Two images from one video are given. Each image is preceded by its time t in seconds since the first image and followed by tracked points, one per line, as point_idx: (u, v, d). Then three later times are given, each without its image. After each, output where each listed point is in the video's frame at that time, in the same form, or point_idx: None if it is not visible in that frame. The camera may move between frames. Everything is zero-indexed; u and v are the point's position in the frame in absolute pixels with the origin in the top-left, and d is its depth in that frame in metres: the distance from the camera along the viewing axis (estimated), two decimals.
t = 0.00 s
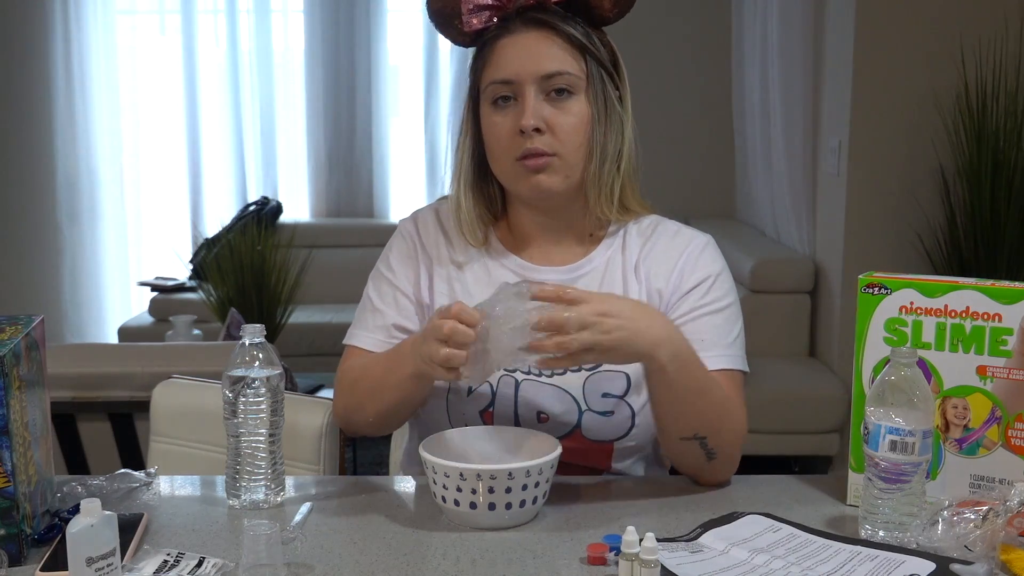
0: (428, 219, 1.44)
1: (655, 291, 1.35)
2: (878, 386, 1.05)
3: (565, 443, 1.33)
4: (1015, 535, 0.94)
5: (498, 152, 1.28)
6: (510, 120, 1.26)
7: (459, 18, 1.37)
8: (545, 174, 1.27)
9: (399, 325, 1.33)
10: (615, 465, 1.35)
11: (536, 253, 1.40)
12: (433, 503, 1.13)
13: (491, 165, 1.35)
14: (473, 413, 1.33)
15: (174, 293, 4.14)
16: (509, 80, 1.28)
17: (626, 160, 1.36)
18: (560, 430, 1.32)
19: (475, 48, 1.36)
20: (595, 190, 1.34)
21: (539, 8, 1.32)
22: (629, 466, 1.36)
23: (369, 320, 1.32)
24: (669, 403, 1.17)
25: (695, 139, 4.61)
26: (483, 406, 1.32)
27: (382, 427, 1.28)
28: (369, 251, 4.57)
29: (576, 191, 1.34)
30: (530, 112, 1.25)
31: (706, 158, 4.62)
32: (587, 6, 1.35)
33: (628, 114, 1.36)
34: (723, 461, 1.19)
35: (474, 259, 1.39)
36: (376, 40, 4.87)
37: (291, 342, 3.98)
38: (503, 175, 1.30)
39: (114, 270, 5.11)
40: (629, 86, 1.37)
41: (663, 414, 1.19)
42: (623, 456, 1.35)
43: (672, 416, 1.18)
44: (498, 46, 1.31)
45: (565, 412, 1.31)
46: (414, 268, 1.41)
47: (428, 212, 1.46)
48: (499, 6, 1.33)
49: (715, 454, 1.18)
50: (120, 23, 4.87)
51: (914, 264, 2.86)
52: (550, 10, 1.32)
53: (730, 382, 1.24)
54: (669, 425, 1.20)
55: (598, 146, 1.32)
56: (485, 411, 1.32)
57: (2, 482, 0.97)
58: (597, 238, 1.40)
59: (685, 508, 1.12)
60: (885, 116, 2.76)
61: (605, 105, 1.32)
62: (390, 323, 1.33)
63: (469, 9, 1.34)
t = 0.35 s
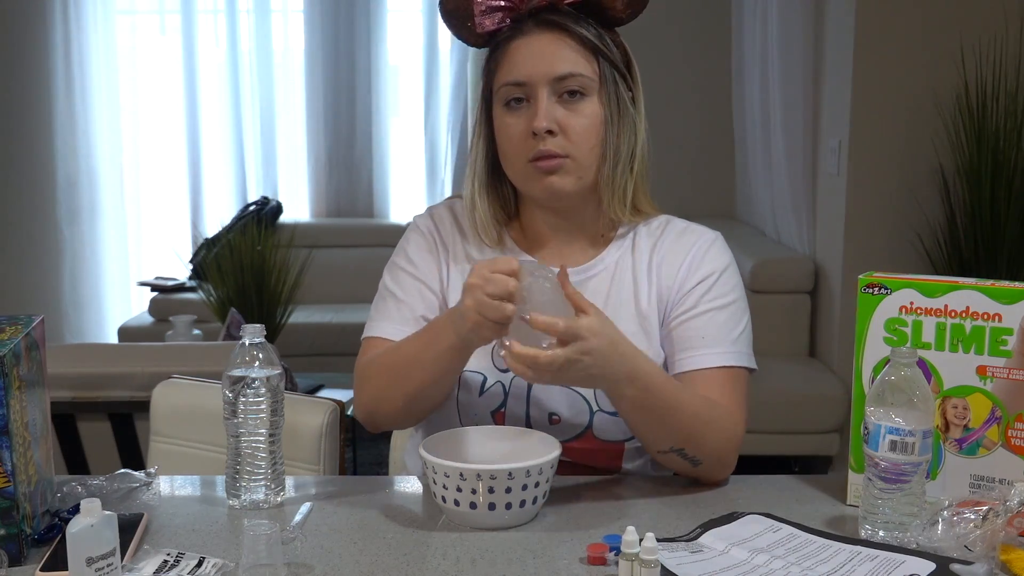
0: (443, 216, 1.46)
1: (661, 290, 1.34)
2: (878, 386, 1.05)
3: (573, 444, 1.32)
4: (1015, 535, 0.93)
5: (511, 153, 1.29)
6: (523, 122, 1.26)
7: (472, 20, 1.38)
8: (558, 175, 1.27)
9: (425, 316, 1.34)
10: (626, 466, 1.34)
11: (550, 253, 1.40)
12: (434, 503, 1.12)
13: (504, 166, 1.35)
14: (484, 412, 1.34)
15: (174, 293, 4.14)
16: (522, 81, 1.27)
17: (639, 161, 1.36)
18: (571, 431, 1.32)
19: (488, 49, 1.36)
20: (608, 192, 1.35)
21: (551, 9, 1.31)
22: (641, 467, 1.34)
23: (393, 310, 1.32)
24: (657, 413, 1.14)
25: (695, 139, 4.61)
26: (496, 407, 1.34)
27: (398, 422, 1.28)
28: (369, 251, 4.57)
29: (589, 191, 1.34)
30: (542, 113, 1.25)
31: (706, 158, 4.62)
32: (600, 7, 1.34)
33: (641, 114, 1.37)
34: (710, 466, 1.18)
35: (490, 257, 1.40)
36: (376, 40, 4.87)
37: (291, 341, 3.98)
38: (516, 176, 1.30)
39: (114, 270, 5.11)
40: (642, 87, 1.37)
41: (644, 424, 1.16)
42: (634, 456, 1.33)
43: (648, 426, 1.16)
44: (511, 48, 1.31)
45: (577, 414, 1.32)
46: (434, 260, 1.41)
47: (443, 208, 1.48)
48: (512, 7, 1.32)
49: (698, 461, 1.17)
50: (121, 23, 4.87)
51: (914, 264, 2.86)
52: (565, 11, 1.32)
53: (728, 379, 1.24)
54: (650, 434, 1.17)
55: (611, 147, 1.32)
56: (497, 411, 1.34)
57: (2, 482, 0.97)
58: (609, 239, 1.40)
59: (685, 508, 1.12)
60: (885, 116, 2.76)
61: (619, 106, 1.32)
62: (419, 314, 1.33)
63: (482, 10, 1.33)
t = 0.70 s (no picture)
0: (450, 215, 1.46)
1: (666, 289, 1.34)
2: (878, 386, 1.05)
3: (572, 445, 1.32)
4: (1015, 535, 0.93)
5: (518, 153, 1.29)
6: (530, 122, 1.26)
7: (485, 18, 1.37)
8: (564, 176, 1.27)
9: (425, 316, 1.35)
10: (625, 468, 1.34)
11: (554, 256, 1.40)
12: (433, 502, 1.13)
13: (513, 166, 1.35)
14: (485, 412, 1.35)
15: (174, 293, 4.14)
16: (531, 81, 1.28)
17: (648, 166, 1.36)
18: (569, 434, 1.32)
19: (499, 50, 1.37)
20: (615, 194, 1.34)
21: (564, 10, 1.32)
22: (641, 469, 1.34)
23: (393, 314, 1.34)
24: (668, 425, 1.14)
25: (695, 138, 4.61)
26: (495, 406, 1.34)
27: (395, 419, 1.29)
28: (369, 251, 4.57)
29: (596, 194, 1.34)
30: (549, 113, 1.25)
31: (706, 157, 4.63)
32: (614, 10, 1.34)
33: (651, 119, 1.36)
34: (713, 469, 1.18)
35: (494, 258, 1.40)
36: (376, 40, 4.87)
37: (291, 341, 3.98)
38: (523, 176, 1.30)
39: (114, 270, 5.11)
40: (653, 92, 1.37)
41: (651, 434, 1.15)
42: (633, 459, 1.33)
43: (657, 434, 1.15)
44: (521, 48, 1.31)
45: (576, 417, 1.31)
46: (434, 261, 1.42)
47: (451, 208, 1.48)
48: (526, 7, 1.33)
49: (701, 466, 1.17)
50: (120, 22, 4.87)
51: (914, 264, 2.86)
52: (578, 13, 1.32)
53: (731, 380, 1.24)
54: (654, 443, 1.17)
55: (618, 149, 1.31)
56: (496, 411, 1.34)
57: (2, 482, 0.97)
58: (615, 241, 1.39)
59: (685, 508, 1.12)
60: (886, 116, 2.76)
61: (628, 108, 1.32)
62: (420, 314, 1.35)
63: (495, 10, 1.34)
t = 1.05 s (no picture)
0: (457, 213, 1.47)
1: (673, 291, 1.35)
2: (878, 386, 1.05)
3: (579, 447, 1.32)
4: (1015, 535, 0.93)
5: (522, 156, 1.29)
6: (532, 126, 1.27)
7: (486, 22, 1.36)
8: (567, 179, 1.27)
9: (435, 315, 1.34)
10: (631, 470, 1.35)
11: (561, 256, 1.41)
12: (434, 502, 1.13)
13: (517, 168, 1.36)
14: (491, 413, 1.34)
15: (174, 293, 4.14)
16: (532, 85, 1.28)
17: (653, 166, 1.36)
18: (577, 435, 1.32)
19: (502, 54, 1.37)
20: (619, 196, 1.34)
21: (563, 13, 1.32)
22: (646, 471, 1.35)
23: (403, 313, 1.33)
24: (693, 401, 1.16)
25: (696, 138, 4.61)
26: (503, 407, 1.33)
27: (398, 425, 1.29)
28: (369, 251, 4.57)
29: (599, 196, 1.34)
30: (550, 117, 1.25)
31: (706, 157, 4.62)
32: (615, 12, 1.33)
33: (655, 119, 1.36)
34: (729, 464, 1.18)
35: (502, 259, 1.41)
36: (376, 40, 4.87)
37: (291, 341, 3.98)
38: (527, 179, 1.30)
39: (114, 270, 5.11)
40: (657, 92, 1.36)
41: (678, 410, 1.17)
42: (638, 462, 1.34)
43: (684, 414, 1.17)
44: (522, 52, 1.31)
45: (584, 418, 1.31)
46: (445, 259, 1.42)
47: (457, 206, 1.49)
48: (526, 10, 1.33)
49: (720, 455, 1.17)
50: (120, 23, 4.87)
51: (914, 264, 2.86)
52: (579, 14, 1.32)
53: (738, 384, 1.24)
54: (678, 422, 1.19)
55: (621, 151, 1.31)
56: (504, 412, 1.33)
57: (2, 482, 0.97)
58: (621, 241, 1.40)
59: (685, 508, 1.12)
60: (886, 116, 2.76)
61: (630, 111, 1.31)
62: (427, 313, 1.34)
63: (495, 14, 1.34)
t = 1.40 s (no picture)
0: (466, 210, 1.47)
1: (675, 289, 1.34)
2: (878, 386, 1.05)
3: (584, 446, 1.32)
4: (1015, 534, 0.93)
5: (532, 167, 1.29)
6: (541, 138, 1.27)
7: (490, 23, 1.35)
8: (578, 191, 1.28)
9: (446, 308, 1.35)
10: (636, 470, 1.34)
11: (570, 258, 1.41)
12: (434, 502, 1.13)
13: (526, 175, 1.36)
14: (496, 411, 1.34)
15: (174, 293, 4.13)
16: (540, 97, 1.27)
17: (661, 170, 1.36)
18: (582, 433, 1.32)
19: (509, 58, 1.36)
20: (627, 202, 1.35)
21: (571, 18, 1.31)
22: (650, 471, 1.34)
23: (413, 305, 1.34)
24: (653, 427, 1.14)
25: (696, 138, 4.61)
26: (508, 405, 1.34)
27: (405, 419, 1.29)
28: (369, 251, 4.57)
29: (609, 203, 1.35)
30: (560, 130, 1.25)
31: (706, 158, 4.62)
32: (622, 16, 1.32)
33: (663, 122, 1.36)
34: (706, 472, 1.17)
35: (510, 259, 1.41)
36: (376, 40, 4.87)
37: (291, 341, 3.98)
38: (537, 189, 1.31)
39: (114, 270, 5.11)
40: (665, 94, 1.36)
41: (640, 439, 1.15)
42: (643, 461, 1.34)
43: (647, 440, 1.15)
44: (529, 61, 1.30)
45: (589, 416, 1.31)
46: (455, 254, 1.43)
47: (466, 202, 1.48)
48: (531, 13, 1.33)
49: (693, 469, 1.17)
50: (120, 22, 4.86)
51: (914, 264, 2.86)
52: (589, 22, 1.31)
53: (734, 381, 1.24)
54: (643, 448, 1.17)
55: (630, 159, 1.32)
56: (509, 410, 1.34)
57: (2, 482, 0.97)
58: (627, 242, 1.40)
59: (686, 508, 1.12)
60: (886, 116, 2.76)
61: (638, 117, 1.32)
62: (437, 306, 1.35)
63: (499, 19, 1.33)
